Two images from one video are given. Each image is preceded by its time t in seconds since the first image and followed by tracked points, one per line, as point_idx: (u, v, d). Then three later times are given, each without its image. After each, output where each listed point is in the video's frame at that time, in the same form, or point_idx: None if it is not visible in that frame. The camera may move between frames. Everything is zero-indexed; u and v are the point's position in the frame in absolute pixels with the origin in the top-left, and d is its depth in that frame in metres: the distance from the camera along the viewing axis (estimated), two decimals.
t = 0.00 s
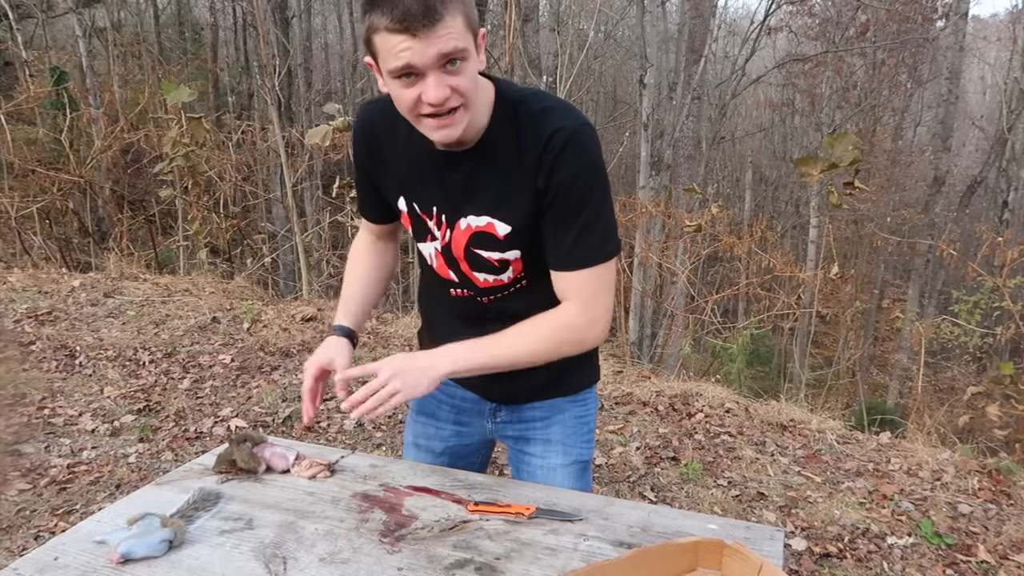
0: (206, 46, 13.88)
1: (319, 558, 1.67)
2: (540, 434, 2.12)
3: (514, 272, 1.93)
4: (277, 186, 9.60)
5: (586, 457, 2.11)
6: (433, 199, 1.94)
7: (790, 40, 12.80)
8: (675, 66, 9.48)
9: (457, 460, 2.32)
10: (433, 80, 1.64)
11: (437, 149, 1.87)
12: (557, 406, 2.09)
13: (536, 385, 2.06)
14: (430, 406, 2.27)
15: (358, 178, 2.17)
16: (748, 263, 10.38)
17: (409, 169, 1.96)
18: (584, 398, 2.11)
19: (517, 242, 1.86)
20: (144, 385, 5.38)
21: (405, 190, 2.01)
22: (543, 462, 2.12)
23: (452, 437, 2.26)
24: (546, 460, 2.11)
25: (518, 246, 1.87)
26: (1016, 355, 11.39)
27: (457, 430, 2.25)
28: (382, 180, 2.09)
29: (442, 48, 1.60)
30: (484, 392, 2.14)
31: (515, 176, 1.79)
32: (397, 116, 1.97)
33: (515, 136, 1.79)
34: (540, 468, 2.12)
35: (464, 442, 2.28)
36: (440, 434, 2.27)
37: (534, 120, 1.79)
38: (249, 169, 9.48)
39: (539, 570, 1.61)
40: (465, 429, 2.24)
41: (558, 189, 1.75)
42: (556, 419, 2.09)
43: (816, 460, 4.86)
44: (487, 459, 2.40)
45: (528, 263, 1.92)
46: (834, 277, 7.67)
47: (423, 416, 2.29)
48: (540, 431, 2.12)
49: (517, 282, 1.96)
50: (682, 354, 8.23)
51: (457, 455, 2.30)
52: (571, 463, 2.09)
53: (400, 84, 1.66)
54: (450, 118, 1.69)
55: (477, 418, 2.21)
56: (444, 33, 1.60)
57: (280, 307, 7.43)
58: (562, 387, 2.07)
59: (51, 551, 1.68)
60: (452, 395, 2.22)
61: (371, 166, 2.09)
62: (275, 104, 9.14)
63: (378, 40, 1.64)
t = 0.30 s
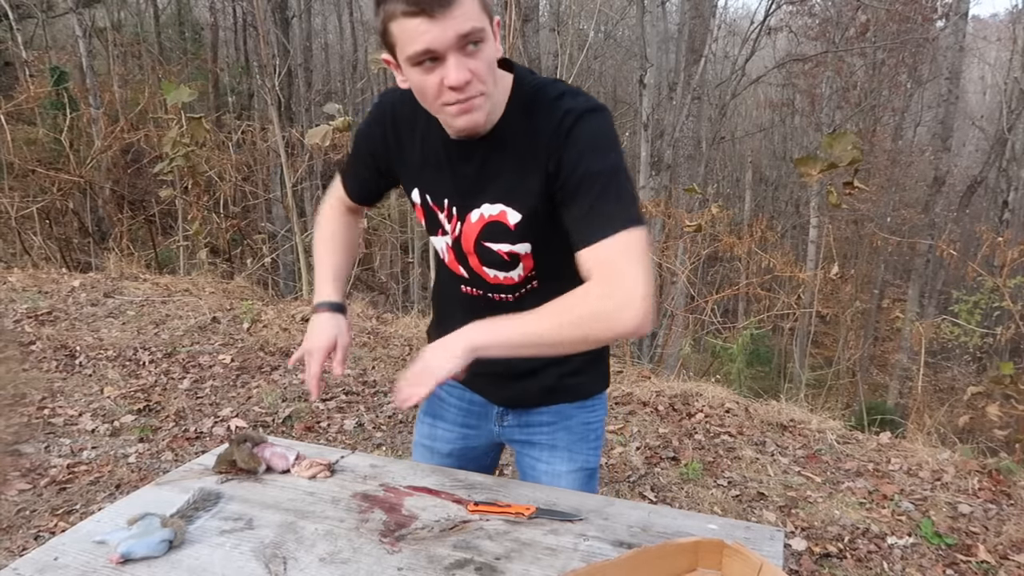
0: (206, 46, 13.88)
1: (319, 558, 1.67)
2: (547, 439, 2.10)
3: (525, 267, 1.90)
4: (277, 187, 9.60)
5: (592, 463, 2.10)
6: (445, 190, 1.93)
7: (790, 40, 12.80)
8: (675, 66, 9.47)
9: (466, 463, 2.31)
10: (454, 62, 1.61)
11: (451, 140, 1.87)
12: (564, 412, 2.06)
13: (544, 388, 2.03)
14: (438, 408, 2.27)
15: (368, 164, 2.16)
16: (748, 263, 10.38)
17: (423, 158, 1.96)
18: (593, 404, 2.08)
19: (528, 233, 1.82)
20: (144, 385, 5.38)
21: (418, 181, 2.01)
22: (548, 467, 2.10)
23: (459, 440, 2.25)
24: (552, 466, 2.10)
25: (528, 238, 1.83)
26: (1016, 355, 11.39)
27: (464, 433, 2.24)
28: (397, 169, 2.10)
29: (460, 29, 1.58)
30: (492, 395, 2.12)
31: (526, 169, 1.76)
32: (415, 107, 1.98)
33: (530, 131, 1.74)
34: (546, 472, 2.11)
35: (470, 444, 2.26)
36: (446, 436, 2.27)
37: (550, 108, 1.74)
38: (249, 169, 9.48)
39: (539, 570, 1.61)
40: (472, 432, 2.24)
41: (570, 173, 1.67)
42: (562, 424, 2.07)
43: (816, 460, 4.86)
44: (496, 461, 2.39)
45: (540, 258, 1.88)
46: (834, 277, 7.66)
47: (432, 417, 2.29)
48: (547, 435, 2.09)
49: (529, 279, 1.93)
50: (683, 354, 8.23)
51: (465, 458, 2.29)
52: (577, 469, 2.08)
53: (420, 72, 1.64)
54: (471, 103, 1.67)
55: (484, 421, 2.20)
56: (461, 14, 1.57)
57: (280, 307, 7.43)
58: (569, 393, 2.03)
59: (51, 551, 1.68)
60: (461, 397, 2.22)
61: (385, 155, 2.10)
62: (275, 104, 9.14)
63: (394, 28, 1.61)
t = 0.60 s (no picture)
0: (206, 46, 13.89)
1: (319, 558, 1.67)
2: (561, 444, 2.08)
3: (562, 264, 1.88)
4: (277, 187, 9.59)
5: (606, 467, 2.08)
6: (464, 196, 1.90)
7: (790, 41, 12.80)
8: (675, 66, 9.48)
9: (480, 467, 2.30)
10: (459, 62, 1.68)
11: (464, 145, 1.85)
12: (578, 417, 2.03)
13: (562, 391, 2.02)
14: (451, 413, 2.25)
15: (365, 173, 2.13)
16: (748, 263, 10.37)
17: (435, 169, 1.94)
18: (607, 407, 2.06)
19: (567, 227, 1.83)
20: (144, 385, 5.38)
21: (433, 193, 1.97)
22: (564, 471, 2.09)
23: (472, 445, 2.24)
24: (567, 469, 2.08)
25: (567, 232, 1.83)
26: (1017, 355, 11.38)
27: (477, 438, 2.23)
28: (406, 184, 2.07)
29: (470, 28, 1.66)
30: (507, 400, 2.11)
31: (562, 162, 1.79)
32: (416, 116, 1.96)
33: (554, 123, 1.78)
34: (561, 476, 2.10)
35: (483, 449, 2.25)
36: (459, 442, 2.25)
37: (571, 99, 1.79)
38: (249, 169, 9.48)
39: (539, 570, 1.62)
40: (486, 436, 2.23)
41: (622, 155, 1.77)
42: (576, 429, 2.04)
43: (816, 460, 4.87)
44: (508, 465, 2.38)
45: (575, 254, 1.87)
46: (834, 277, 7.65)
47: (444, 423, 2.27)
48: (561, 439, 2.07)
49: (564, 277, 1.91)
50: (683, 354, 8.24)
51: (479, 462, 2.28)
52: (591, 474, 2.07)
53: (427, 69, 1.72)
54: (473, 109, 1.71)
55: (499, 426, 2.19)
56: (473, 15, 1.66)
57: (280, 307, 7.44)
58: (587, 394, 2.02)
59: (51, 551, 1.68)
60: (473, 403, 2.20)
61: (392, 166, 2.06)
62: (275, 104, 9.14)
63: (407, 17, 1.70)
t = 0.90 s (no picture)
0: (206, 46, 13.89)
1: (319, 557, 1.67)
2: (567, 446, 2.08)
3: (571, 270, 1.89)
4: (277, 187, 9.59)
5: (613, 468, 2.09)
6: (477, 206, 1.88)
7: (790, 41, 12.81)
8: (675, 66, 9.48)
9: (483, 469, 2.28)
10: (482, 75, 1.65)
11: (480, 152, 1.83)
12: (586, 417, 2.04)
13: (570, 393, 2.02)
14: (454, 418, 2.22)
15: (363, 184, 2.04)
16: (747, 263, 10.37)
17: (448, 178, 1.90)
18: (613, 408, 2.07)
19: (580, 235, 1.85)
20: (144, 385, 5.38)
21: (443, 203, 1.93)
22: (570, 473, 2.09)
23: (476, 450, 2.22)
24: (573, 472, 2.08)
25: (579, 240, 1.85)
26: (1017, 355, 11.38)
27: (481, 442, 2.21)
28: (413, 190, 2.00)
29: (490, 42, 1.61)
30: (514, 403, 2.10)
31: (578, 172, 1.81)
32: (426, 121, 1.92)
33: (570, 131, 1.80)
34: (567, 478, 2.10)
35: (487, 453, 2.23)
36: (463, 447, 2.23)
37: (588, 108, 1.81)
38: (249, 169, 9.48)
39: (539, 570, 1.62)
40: (490, 440, 2.20)
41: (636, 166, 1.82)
42: (584, 431, 2.05)
43: (816, 460, 4.87)
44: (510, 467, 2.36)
45: (585, 260, 1.89)
46: (834, 277, 7.65)
47: (447, 428, 2.25)
48: (568, 441, 2.08)
49: (572, 280, 1.91)
50: (683, 354, 8.24)
51: (482, 464, 2.26)
52: (599, 475, 2.07)
53: (443, 78, 1.68)
54: (495, 116, 1.69)
55: (504, 429, 2.18)
56: (496, 26, 1.61)
57: (280, 307, 7.44)
58: (595, 396, 2.02)
59: (51, 551, 1.68)
60: (477, 407, 2.17)
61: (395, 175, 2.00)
62: (275, 104, 9.14)
63: (425, 28, 1.65)
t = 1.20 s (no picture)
0: (206, 46, 13.89)
1: (319, 558, 1.67)
2: (554, 444, 2.08)
3: (557, 266, 1.89)
4: (278, 187, 9.59)
5: (601, 465, 2.10)
6: (467, 195, 1.89)
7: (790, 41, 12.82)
8: (675, 66, 9.48)
9: (474, 467, 2.28)
10: (492, 81, 1.64)
11: (471, 143, 1.84)
12: (573, 416, 2.03)
13: (556, 391, 2.01)
14: (443, 417, 2.22)
15: (364, 174, 2.08)
16: (748, 263, 10.36)
17: (439, 167, 1.91)
18: (600, 406, 2.05)
19: (566, 229, 1.85)
20: (144, 385, 5.38)
21: (433, 189, 1.94)
22: (558, 471, 2.10)
23: (467, 447, 2.22)
24: (561, 469, 2.09)
25: (565, 235, 1.85)
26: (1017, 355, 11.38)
27: (471, 440, 2.21)
28: (405, 178, 2.02)
29: (504, 48, 1.60)
30: (499, 401, 2.09)
31: (568, 167, 1.82)
32: (423, 110, 1.92)
33: (563, 126, 1.80)
34: (555, 476, 2.11)
35: (479, 450, 2.23)
36: (453, 445, 2.23)
37: (585, 105, 1.81)
38: (250, 169, 9.48)
39: (539, 570, 1.62)
40: (478, 438, 2.20)
41: (626, 166, 1.82)
42: (570, 429, 2.04)
43: (816, 460, 4.87)
44: (502, 464, 2.36)
45: (571, 257, 1.89)
46: (834, 277, 7.64)
47: (437, 426, 2.24)
48: (555, 439, 2.08)
49: (558, 278, 1.91)
50: (683, 354, 8.23)
51: (472, 462, 2.26)
52: (586, 472, 2.08)
53: (453, 82, 1.66)
54: (502, 118, 1.70)
55: (491, 426, 2.17)
56: (508, 34, 1.60)
57: (280, 307, 7.44)
58: (581, 394, 2.01)
59: (51, 551, 1.68)
60: (464, 406, 2.16)
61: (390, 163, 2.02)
62: (275, 104, 9.14)
63: (434, 33, 1.62)
